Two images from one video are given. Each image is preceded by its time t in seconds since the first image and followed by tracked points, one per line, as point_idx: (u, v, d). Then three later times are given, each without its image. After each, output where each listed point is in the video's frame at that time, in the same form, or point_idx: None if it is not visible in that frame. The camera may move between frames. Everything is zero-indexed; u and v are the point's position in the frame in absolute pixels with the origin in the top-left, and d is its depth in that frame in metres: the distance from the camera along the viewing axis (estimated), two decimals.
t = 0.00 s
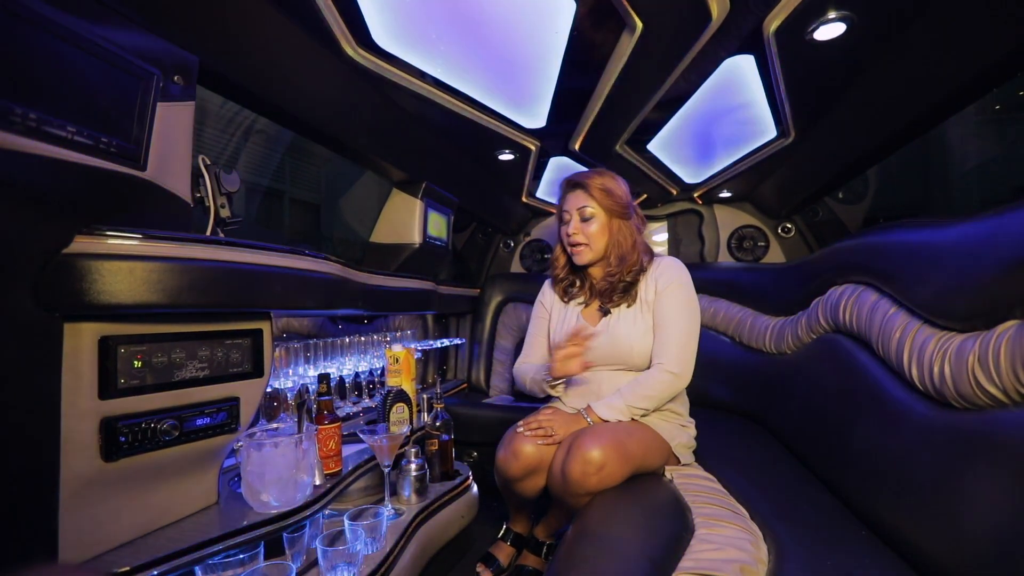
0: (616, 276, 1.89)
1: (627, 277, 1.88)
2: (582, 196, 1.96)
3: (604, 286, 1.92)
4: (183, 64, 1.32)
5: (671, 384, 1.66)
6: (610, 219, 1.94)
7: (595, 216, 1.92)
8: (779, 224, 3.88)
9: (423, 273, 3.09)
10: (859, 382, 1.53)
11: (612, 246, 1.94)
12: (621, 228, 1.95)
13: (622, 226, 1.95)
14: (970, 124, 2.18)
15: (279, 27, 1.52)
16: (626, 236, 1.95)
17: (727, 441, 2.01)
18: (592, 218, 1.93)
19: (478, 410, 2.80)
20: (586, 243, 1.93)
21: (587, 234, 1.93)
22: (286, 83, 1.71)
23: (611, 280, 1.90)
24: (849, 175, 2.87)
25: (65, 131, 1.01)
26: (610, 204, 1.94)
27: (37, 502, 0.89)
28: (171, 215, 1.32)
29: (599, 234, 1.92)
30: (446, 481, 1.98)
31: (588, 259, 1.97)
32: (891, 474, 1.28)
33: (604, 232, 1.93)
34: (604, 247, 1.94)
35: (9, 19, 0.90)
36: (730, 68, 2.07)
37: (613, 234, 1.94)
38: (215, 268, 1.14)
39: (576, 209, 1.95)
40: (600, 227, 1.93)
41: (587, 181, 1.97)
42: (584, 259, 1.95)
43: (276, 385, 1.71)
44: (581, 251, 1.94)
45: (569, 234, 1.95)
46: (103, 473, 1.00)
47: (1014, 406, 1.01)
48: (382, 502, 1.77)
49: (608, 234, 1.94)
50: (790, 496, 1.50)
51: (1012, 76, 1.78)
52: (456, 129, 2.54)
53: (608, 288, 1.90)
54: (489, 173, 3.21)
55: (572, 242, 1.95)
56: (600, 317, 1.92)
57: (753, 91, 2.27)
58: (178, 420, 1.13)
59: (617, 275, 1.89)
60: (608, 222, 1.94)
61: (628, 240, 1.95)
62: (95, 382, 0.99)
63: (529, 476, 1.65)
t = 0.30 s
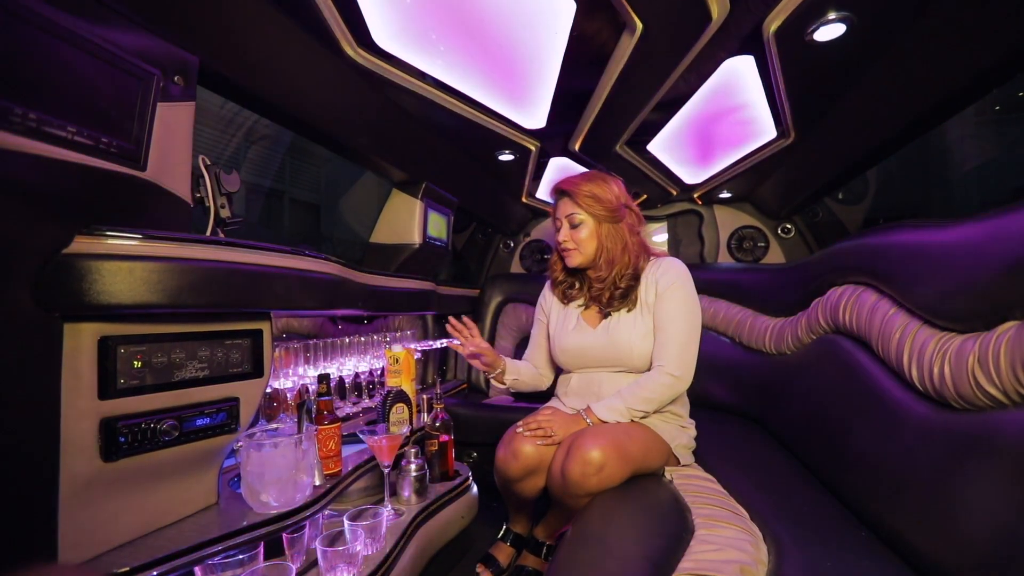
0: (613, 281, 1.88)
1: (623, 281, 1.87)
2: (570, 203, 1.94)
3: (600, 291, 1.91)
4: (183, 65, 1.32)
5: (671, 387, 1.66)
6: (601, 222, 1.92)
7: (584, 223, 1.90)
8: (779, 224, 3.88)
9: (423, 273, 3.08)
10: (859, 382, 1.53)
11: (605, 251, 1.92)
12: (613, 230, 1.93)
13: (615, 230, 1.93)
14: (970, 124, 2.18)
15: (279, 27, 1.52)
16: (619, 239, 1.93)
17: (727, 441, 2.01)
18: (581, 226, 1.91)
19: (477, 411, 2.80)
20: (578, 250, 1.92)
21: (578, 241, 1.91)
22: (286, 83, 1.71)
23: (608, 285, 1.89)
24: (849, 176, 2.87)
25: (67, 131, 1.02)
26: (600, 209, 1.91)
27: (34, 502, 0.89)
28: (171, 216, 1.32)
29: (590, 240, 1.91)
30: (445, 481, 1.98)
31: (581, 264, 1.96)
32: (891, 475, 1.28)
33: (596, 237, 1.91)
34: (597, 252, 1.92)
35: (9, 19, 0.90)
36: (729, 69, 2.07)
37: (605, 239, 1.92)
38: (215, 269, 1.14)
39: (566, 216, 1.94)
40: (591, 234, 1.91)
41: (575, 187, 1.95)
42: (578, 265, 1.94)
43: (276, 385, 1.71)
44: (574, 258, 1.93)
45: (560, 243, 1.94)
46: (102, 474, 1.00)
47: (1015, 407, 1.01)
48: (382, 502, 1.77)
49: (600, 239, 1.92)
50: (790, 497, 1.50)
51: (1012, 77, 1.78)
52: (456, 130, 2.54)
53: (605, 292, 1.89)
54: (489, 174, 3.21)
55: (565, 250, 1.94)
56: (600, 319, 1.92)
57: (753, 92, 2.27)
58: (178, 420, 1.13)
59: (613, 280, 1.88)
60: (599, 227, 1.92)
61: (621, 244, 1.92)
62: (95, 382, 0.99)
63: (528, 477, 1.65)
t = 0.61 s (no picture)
0: (618, 276, 1.90)
1: (628, 276, 1.89)
2: (587, 193, 1.97)
3: (603, 286, 1.92)
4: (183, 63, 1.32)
5: (672, 384, 1.66)
6: (613, 216, 1.96)
7: (599, 214, 1.94)
8: (779, 223, 3.88)
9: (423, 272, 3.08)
10: (859, 380, 1.53)
11: (614, 245, 1.95)
12: (623, 225, 1.97)
13: (625, 226, 1.97)
14: (970, 123, 2.18)
15: (279, 26, 1.52)
16: (628, 236, 1.97)
17: (728, 440, 2.01)
18: (595, 216, 1.94)
19: (478, 409, 2.80)
20: (590, 240, 1.93)
21: (591, 231, 1.93)
22: (286, 82, 1.71)
23: (612, 280, 1.90)
24: (849, 174, 2.87)
25: (67, 129, 1.02)
26: (614, 203, 1.96)
27: (35, 501, 0.89)
28: (172, 215, 1.32)
29: (603, 232, 1.93)
30: (446, 480, 1.98)
31: (589, 258, 1.97)
32: (892, 473, 1.28)
33: (608, 230, 1.94)
34: (606, 246, 1.95)
35: (7, 16, 0.90)
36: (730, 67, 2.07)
37: (615, 233, 1.95)
38: (215, 267, 1.14)
39: (580, 205, 1.96)
40: (603, 225, 1.94)
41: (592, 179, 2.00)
42: (586, 258, 1.96)
43: (277, 384, 1.70)
44: (583, 248, 1.94)
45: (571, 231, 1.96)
46: (103, 472, 1.00)
47: (1014, 404, 1.01)
48: (382, 501, 1.77)
49: (611, 232, 1.95)
50: (790, 494, 1.51)
51: (1013, 75, 1.78)
52: (456, 128, 2.54)
53: (609, 288, 1.90)
54: (489, 172, 3.21)
55: (574, 239, 1.96)
56: (599, 317, 1.92)
57: (753, 90, 2.27)
58: (178, 419, 1.13)
59: (618, 274, 1.90)
60: (612, 221, 1.96)
61: (629, 240, 1.97)
62: (95, 380, 0.99)
63: (529, 475, 1.65)
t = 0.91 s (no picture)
0: (629, 268, 1.90)
1: (638, 269, 1.90)
2: (607, 184, 2.01)
3: (613, 280, 1.91)
4: (183, 62, 1.32)
5: (673, 380, 1.66)
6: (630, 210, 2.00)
7: (619, 204, 1.96)
8: (779, 221, 3.88)
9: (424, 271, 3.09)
10: (860, 378, 1.53)
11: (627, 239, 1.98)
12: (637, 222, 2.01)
13: (637, 222, 2.02)
14: (972, 121, 2.18)
15: (279, 24, 1.52)
16: (640, 232, 2.01)
17: (728, 438, 2.01)
18: (616, 205, 1.96)
19: (479, 408, 2.81)
20: (609, 229, 1.94)
21: (611, 220, 1.94)
22: (286, 81, 1.71)
23: (623, 273, 1.90)
24: (850, 172, 2.86)
25: (67, 128, 1.01)
26: (631, 197, 2.01)
27: (37, 500, 0.89)
28: (173, 214, 1.32)
29: (621, 222, 1.95)
30: (446, 478, 1.98)
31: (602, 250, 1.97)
32: (893, 471, 1.28)
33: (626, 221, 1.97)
34: (621, 238, 1.97)
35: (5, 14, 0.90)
36: (731, 65, 2.07)
37: (630, 227, 1.99)
38: (215, 266, 1.14)
39: (602, 193, 1.97)
40: (622, 216, 1.96)
41: (612, 173, 2.06)
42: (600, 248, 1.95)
43: (278, 383, 1.71)
44: (602, 237, 1.93)
45: (592, 217, 1.94)
46: (104, 472, 1.00)
47: (1017, 402, 1.01)
48: (383, 500, 1.77)
49: (627, 225, 1.98)
50: (791, 493, 1.51)
51: (1015, 72, 1.77)
52: (457, 127, 2.54)
53: (618, 281, 1.89)
54: (489, 171, 3.21)
55: (594, 227, 1.94)
56: (602, 315, 1.91)
57: (754, 88, 2.27)
58: (179, 419, 1.13)
59: (629, 267, 1.91)
60: (628, 214, 1.99)
61: (640, 236, 2.00)
62: (96, 379, 0.99)
63: (530, 474, 1.65)
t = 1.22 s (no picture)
0: (631, 267, 1.91)
1: (639, 268, 1.91)
2: (609, 182, 2.01)
3: (615, 279, 1.91)
4: (181, 61, 1.32)
5: (673, 381, 1.66)
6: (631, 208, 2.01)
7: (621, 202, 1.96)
8: (779, 221, 3.88)
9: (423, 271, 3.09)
10: (859, 378, 1.53)
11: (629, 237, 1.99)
12: (638, 222, 2.02)
13: (638, 221, 2.02)
14: (971, 120, 2.18)
15: (278, 23, 1.52)
16: (641, 231, 2.02)
17: (727, 437, 2.01)
18: (617, 204, 1.96)
19: (478, 407, 2.81)
20: (611, 228, 1.94)
21: (612, 219, 1.94)
22: (285, 80, 1.71)
23: (624, 272, 1.91)
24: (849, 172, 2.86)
25: (66, 127, 1.01)
26: (633, 195, 2.02)
27: (35, 500, 0.89)
28: (171, 213, 1.32)
29: (623, 221, 1.95)
30: (446, 478, 1.98)
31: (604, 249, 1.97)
32: (892, 470, 1.28)
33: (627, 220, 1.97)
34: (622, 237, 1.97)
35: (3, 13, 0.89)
36: (730, 64, 2.06)
37: (631, 226, 2.00)
38: (215, 265, 1.14)
39: (604, 192, 1.98)
40: (624, 215, 1.96)
41: (613, 171, 2.06)
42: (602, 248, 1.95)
43: (277, 382, 1.72)
44: (605, 236, 1.93)
45: (594, 216, 1.93)
46: (103, 471, 1.00)
47: (1015, 402, 1.01)
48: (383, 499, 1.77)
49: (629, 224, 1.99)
50: (790, 492, 1.51)
51: (1014, 72, 1.77)
52: (456, 126, 2.53)
53: (620, 280, 1.90)
54: (488, 170, 3.21)
55: (595, 226, 1.94)
56: (602, 316, 1.91)
57: (754, 88, 2.27)
58: (178, 418, 1.13)
59: (631, 266, 1.92)
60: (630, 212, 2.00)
61: (641, 235, 2.01)
62: (95, 378, 0.99)
63: (529, 473, 1.65)
